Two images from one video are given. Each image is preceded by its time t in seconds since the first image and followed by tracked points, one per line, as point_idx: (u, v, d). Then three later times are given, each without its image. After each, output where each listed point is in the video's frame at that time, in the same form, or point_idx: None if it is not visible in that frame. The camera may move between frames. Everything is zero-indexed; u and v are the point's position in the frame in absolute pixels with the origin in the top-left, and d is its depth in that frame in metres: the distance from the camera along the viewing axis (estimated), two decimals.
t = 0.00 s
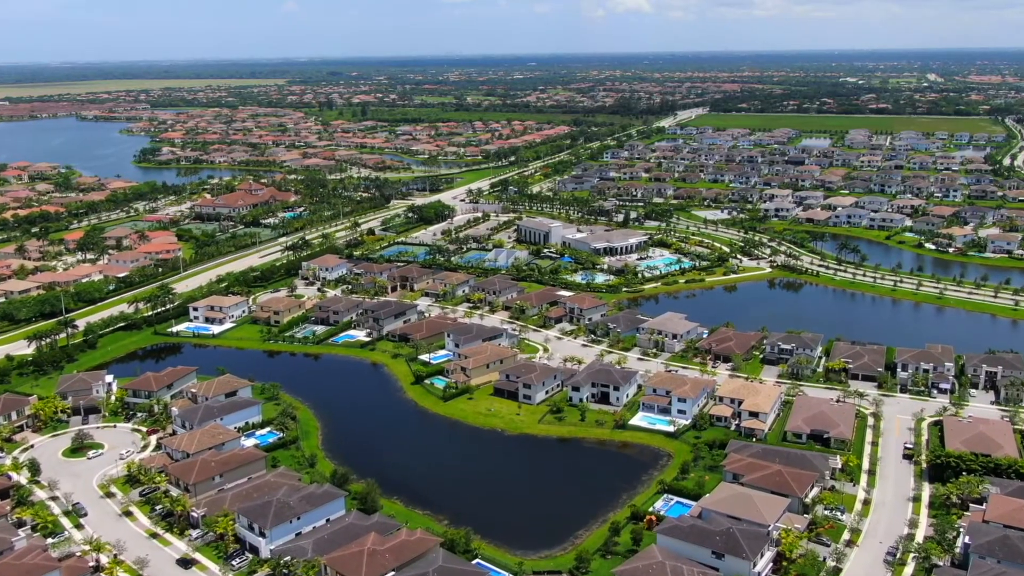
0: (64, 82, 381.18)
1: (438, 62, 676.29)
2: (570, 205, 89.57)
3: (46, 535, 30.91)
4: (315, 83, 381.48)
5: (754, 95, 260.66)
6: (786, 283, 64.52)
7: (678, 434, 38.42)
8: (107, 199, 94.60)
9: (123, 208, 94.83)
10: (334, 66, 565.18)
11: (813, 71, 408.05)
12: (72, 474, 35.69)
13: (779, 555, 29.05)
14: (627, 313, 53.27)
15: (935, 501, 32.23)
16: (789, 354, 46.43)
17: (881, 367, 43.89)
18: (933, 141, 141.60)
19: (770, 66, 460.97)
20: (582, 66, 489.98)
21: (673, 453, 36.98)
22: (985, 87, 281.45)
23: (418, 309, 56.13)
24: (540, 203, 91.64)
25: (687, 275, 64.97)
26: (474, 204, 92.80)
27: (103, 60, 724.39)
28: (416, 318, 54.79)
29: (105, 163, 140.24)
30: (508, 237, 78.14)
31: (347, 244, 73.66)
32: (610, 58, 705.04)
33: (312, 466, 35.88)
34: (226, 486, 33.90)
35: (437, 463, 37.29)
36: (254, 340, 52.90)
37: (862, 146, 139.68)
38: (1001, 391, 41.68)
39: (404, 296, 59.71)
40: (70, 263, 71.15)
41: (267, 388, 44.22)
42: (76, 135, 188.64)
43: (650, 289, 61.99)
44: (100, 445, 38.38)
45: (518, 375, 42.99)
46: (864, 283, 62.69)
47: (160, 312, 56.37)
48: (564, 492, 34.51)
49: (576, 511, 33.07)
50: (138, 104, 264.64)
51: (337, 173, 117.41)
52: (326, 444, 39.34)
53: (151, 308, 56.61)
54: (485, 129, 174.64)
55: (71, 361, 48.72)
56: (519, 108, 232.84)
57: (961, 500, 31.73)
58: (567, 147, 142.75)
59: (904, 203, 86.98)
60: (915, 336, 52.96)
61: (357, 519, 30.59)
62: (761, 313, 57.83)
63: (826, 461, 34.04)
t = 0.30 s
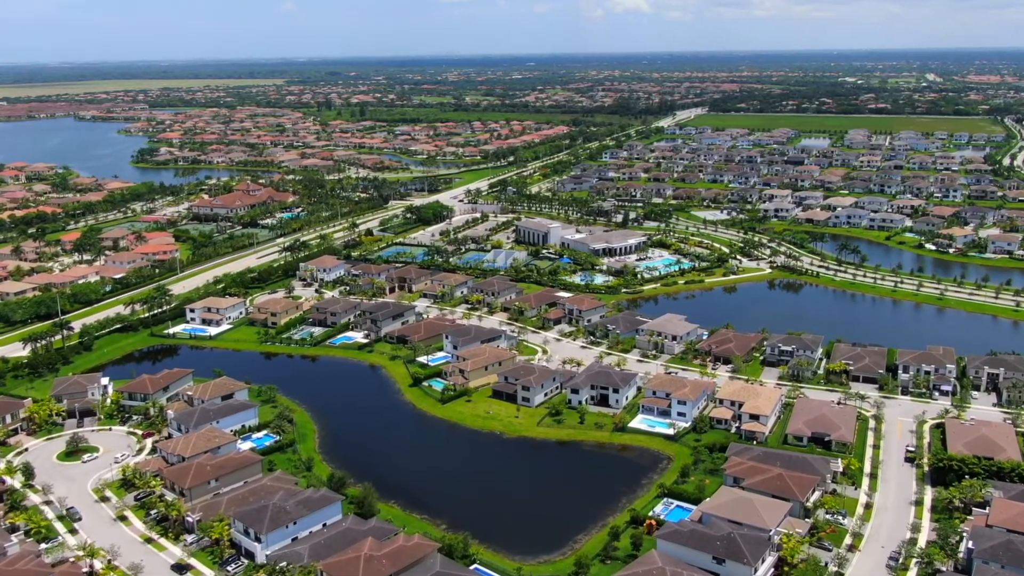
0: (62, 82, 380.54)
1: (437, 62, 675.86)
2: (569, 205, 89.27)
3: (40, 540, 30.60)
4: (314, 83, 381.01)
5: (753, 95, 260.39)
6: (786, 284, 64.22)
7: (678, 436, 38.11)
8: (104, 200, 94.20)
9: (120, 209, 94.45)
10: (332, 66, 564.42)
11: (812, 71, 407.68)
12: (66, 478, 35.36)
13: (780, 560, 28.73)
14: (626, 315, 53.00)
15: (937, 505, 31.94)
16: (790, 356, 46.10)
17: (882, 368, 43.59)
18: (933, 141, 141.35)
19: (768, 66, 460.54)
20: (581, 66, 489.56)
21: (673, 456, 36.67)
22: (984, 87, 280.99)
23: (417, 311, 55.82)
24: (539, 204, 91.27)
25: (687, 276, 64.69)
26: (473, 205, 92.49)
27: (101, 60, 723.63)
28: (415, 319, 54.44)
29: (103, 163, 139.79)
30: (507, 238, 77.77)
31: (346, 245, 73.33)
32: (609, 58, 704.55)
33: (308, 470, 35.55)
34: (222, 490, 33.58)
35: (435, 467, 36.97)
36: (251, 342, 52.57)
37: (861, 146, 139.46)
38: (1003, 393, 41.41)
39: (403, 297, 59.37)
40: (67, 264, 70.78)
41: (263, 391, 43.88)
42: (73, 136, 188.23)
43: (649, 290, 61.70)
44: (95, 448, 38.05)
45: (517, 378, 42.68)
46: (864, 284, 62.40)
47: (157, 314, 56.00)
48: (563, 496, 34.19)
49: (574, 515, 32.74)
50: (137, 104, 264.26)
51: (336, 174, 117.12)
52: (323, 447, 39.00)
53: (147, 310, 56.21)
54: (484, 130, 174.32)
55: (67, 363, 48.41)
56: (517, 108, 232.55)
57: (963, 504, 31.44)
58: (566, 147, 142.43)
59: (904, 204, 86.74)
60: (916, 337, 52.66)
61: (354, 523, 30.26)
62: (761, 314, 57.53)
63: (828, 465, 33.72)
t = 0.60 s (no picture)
0: (60, 82, 380.14)
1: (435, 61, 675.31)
2: (568, 206, 88.97)
3: (33, 545, 30.25)
4: (312, 83, 380.52)
5: (751, 95, 260.02)
6: (785, 285, 63.97)
7: (678, 439, 37.80)
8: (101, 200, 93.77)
9: (117, 209, 94.03)
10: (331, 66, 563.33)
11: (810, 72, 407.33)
12: (60, 482, 35.01)
13: (781, 566, 28.40)
14: (626, 316, 52.64)
15: (940, 509, 31.64)
16: (790, 358, 45.75)
17: (883, 370, 43.28)
18: (933, 141, 141.04)
19: (767, 66, 459.91)
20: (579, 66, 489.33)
21: (673, 459, 36.37)
22: (983, 87, 280.42)
23: (415, 313, 55.49)
24: (538, 205, 90.96)
25: (686, 277, 64.39)
26: (471, 205, 92.15)
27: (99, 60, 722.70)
28: (413, 321, 54.08)
29: (100, 164, 139.28)
30: (505, 239, 77.43)
31: (343, 246, 73.00)
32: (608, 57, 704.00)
33: (305, 473, 35.23)
34: (217, 495, 33.23)
35: (433, 470, 36.64)
36: (248, 343, 52.22)
37: (861, 146, 139.19)
38: (1005, 395, 41.11)
39: (401, 299, 59.03)
40: (63, 265, 70.36)
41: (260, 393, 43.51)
42: (71, 136, 187.74)
43: (648, 291, 61.43)
44: (90, 451, 37.71)
45: (516, 380, 42.33)
46: (865, 285, 62.14)
47: (153, 315, 55.65)
48: (562, 500, 33.86)
49: (574, 519, 32.43)
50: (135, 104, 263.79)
51: (334, 174, 116.77)
52: (320, 450, 38.65)
53: (144, 311, 55.87)
54: (483, 130, 173.98)
55: (62, 366, 48.07)
56: (516, 108, 232.21)
57: (967, 508, 31.11)
58: (565, 147, 142.09)
59: (903, 204, 86.51)
60: (916, 339, 52.36)
61: (351, 528, 29.93)
62: (761, 316, 57.27)
63: (829, 468, 33.41)
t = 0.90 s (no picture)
0: (58, 82, 379.61)
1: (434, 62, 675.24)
2: (567, 206, 88.65)
3: (26, 551, 29.90)
4: (310, 83, 379.97)
5: (750, 95, 259.73)
6: (785, 286, 63.71)
7: (677, 442, 37.49)
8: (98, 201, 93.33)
9: (114, 210, 93.56)
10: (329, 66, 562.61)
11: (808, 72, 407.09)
12: (54, 486, 34.67)
13: (783, 571, 28.09)
14: (624, 317, 52.39)
15: (942, 513, 31.35)
16: (791, 359, 45.44)
17: (885, 372, 42.98)
18: (932, 141, 140.78)
19: (765, 66, 459.50)
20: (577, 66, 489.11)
21: (673, 463, 36.08)
22: (982, 87, 279.99)
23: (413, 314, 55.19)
24: (536, 205, 90.66)
25: (685, 278, 64.07)
26: (469, 205, 91.83)
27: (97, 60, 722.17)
28: (410, 322, 53.74)
29: (97, 165, 138.76)
30: (504, 240, 77.07)
31: (341, 247, 72.65)
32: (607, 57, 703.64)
33: (302, 477, 34.90)
34: (213, 499, 32.91)
35: (431, 474, 36.28)
36: (245, 345, 51.86)
37: (860, 146, 138.94)
38: (1007, 397, 40.82)
39: (399, 300, 58.67)
40: (60, 267, 69.95)
41: (256, 396, 43.18)
42: (68, 137, 187.10)
43: (647, 292, 61.15)
44: (85, 455, 37.37)
45: (514, 382, 41.97)
46: (865, 286, 61.85)
47: (150, 317, 55.26)
48: (562, 504, 33.52)
49: (573, 524, 32.08)
50: (133, 104, 263.16)
51: (332, 175, 116.40)
52: (317, 453, 38.30)
53: (140, 312, 55.45)
54: (481, 130, 173.65)
55: (57, 368, 47.70)
56: (515, 108, 231.80)
57: (969, 512, 30.80)
58: (563, 147, 141.77)
59: (903, 205, 86.29)
60: (917, 340, 52.08)
61: (347, 533, 29.63)
62: (761, 317, 56.98)
63: (830, 471, 33.11)
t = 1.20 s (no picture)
0: (56, 82, 379.07)
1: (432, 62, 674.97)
2: (566, 207, 88.36)
3: (19, 556, 29.55)
4: (309, 83, 379.41)
5: (749, 95, 259.42)
6: (785, 287, 63.45)
7: (677, 445, 37.19)
8: (95, 202, 92.89)
9: (111, 211, 93.11)
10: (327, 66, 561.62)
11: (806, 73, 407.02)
12: (48, 491, 34.34)
13: None
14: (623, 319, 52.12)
15: (945, 517, 31.06)
16: (791, 361, 45.16)
17: (885, 374, 42.72)
18: (931, 141, 140.58)
19: (764, 67, 459.10)
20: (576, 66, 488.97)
21: (673, 466, 35.78)
22: (981, 87, 279.56)
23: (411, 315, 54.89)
24: (535, 206, 90.32)
25: (685, 279, 63.75)
26: (468, 206, 91.54)
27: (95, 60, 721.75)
28: (408, 324, 53.42)
29: (94, 165, 138.33)
30: (502, 240, 76.72)
31: (339, 248, 72.30)
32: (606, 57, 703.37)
33: (298, 481, 34.56)
34: (208, 504, 32.57)
35: (429, 478, 35.91)
36: (242, 347, 51.52)
37: (859, 146, 138.70)
38: (1008, 400, 40.55)
39: (397, 301, 58.29)
40: (56, 268, 69.56)
41: (253, 398, 42.83)
42: (66, 137, 186.57)
43: (646, 294, 60.79)
44: (79, 458, 37.03)
45: (513, 385, 41.64)
46: (865, 287, 61.58)
47: (146, 319, 54.87)
48: (561, 508, 33.17)
49: (572, 528, 31.75)
50: (131, 104, 262.43)
51: (330, 175, 116.01)
52: (314, 457, 37.94)
53: (136, 314, 55.07)
54: (480, 130, 173.37)
55: (52, 371, 47.36)
56: (514, 108, 231.36)
57: (972, 516, 30.48)
58: (562, 147, 141.50)
59: (903, 205, 86.06)
60: (918, 341, 51.79)
61: (344, 538, 29.30)
62: (762, 318, 56.67)
63: (832, 475, 32.81)
